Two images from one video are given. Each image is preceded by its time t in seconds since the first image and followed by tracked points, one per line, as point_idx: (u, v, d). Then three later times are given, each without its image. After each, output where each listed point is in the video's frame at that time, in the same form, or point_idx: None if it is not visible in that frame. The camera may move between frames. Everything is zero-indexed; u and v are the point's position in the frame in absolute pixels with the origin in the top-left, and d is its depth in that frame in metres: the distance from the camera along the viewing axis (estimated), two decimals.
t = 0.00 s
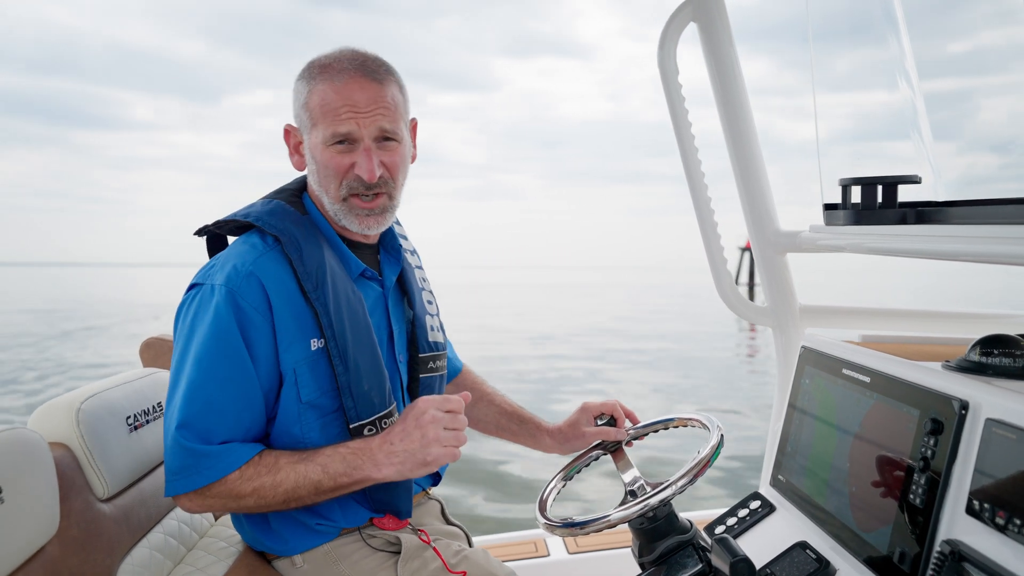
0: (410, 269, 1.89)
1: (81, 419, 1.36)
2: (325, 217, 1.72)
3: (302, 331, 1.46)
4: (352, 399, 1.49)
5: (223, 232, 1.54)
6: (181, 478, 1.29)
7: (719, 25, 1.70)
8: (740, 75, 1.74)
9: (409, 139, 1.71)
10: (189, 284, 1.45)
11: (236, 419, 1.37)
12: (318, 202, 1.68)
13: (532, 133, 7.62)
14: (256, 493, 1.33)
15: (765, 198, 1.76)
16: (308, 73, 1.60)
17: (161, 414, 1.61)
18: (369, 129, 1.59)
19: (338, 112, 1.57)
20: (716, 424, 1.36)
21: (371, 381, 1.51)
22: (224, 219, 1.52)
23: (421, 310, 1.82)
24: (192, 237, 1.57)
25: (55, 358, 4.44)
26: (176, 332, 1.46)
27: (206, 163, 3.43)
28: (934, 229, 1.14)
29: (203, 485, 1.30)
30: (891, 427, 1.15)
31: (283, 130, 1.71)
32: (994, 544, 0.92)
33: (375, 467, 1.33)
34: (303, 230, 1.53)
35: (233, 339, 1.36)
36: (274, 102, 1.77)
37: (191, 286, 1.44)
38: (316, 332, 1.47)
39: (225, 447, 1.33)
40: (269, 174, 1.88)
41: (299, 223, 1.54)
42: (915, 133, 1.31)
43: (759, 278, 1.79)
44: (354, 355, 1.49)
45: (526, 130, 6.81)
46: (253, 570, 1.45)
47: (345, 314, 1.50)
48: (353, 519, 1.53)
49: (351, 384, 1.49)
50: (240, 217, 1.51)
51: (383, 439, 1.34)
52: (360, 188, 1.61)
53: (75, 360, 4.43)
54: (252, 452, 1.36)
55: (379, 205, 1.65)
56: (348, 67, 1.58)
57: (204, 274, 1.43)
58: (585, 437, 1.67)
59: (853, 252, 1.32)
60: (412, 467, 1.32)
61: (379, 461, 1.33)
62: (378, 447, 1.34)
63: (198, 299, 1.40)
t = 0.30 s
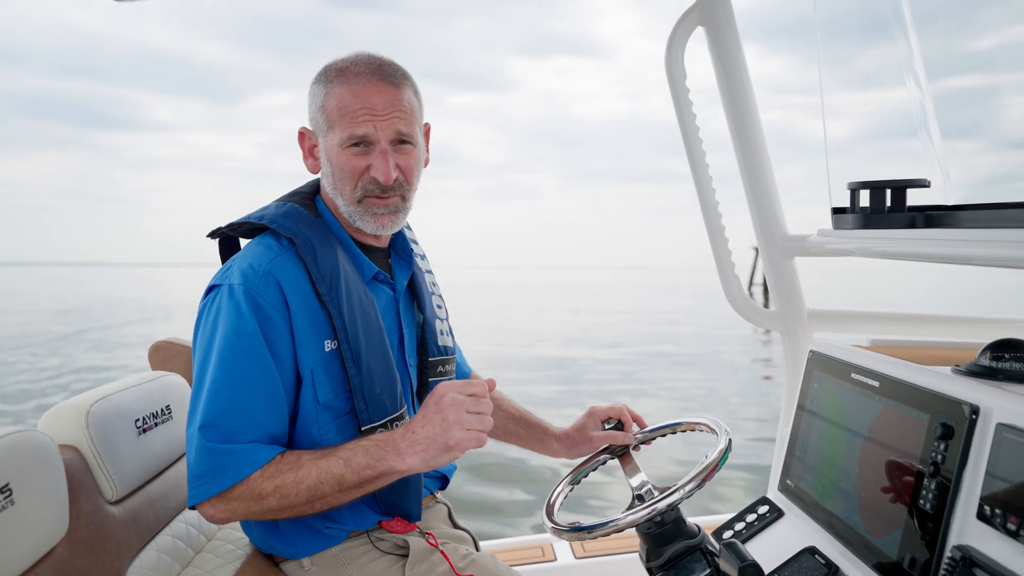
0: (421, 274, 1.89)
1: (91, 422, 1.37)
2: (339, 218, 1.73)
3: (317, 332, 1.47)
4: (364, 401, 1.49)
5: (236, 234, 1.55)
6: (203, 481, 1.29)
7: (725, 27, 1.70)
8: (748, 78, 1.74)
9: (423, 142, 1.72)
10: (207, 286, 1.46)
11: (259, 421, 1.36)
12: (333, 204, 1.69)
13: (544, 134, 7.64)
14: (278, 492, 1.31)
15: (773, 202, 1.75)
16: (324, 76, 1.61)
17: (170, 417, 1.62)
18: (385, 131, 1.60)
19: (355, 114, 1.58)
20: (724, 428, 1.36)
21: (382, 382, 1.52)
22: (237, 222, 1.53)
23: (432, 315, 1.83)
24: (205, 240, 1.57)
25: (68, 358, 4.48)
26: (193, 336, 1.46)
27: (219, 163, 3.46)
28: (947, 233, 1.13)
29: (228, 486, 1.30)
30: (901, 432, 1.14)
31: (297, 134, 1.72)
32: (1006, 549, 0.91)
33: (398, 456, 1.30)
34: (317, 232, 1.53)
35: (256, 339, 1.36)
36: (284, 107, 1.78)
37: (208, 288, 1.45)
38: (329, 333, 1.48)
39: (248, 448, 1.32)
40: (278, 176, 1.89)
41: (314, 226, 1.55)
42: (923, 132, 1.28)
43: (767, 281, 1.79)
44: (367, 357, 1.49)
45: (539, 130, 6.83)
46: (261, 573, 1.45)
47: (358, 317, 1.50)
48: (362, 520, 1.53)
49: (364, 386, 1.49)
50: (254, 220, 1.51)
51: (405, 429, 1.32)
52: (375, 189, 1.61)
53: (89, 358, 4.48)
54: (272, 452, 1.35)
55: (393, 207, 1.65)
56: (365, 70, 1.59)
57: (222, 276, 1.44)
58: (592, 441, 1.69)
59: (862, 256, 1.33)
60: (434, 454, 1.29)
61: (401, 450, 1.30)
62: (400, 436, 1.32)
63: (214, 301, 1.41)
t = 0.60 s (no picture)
0: (416, 268, 1.88)
1: (91, 423, 1.36)
2: (351, 215, 1.74)
3: (316, 326, 1.46)
4: (365, 394, 1.48)
5: (230, 236, 1.53)
6: (222, 479, 1.29)
7: (729, 25, 1.69)
8: (752, 76, 1.72)
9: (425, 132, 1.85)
10: (204, 286, 1.46)
11: (269, 414, 1.36)
12: (352, 199, 1.69)
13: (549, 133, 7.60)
14: (298, 482, 1.31)
15: (777, 200, 1.74)
16: (337, 70, 1.66)
17: (171, 418, 1.61)
18: (410, 116, 1.71)
19: (381, 101, 1.66)
20: (728, 429, 1.35)
21: (382, 375, 1.52)
22: (231, 223, 1.51)
23: (427, 310, 1.82)
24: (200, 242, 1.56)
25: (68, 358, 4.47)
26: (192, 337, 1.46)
27: (225, 162, 3.43)
28: (954, 231, 1.12)
29: (247, 481, 1.30)
30: (907, 432, 1.13)
31: (301, 136, 1.71)
32: (1015, 552, 0.90)
33: (414, 440, 1.28)
34: (311, 228, 1.53)
35: (260, 335, 1.36)
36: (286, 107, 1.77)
37: (206, 288, 1.44)
38: (328, 327, 1.47)
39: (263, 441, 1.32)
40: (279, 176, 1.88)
41: (308, 222, 1.54)
42: (931, 133, 1.30)
43: (771, 280, 1.78)
44: (366, 350, 1.49)
45: (553, 131, 6.83)
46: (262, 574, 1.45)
47: (356, 311, 1.50)
48: (363, 518, 1.53)
49: (365, 379, 1.49)
50: (248, 220, 1.51)
51: (421, 412, 1.29)
52: (405, 173, 1.70)
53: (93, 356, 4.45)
54: (287, 444, 1.35)
55: (418, 191, 1.74)
56: (380, 61, 1.69)
57: (219, 274, 1.44)
58: (596, 442, 1.67)
59: (865, 254, 1.32)
60: (452, 437, 1.25)
61: (417, 434, 1.28)
62: (416, 420, 1.29)
63: (213, 299, 1.41)
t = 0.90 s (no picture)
0: (397, 254, 1.88)
1: (87, 417, 1.35)
2: (331, 193, 1.71)
3: (300, 309, 1.47)
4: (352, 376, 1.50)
5: (208, 233, 1.52)
6: (242, 455, 1.30)
7: (730, 16, 1.67)
8: (753, 67, 1.71)
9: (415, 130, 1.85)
10: (187, 277, 1.46)
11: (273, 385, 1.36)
12: (335, 176, 1.68)
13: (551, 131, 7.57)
14: (313, 434, 1.30)
15: (778, 192, 1.73)
16: (339, 47, 1.67)
17: (169, 412, 1.60)
18: (405, 103, 1.71)
19: (380, 83, 1.67)
20: (730, 421, 1.34)
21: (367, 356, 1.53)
22: (209, 217, 1.51)
23: (412, 292, 1.85)
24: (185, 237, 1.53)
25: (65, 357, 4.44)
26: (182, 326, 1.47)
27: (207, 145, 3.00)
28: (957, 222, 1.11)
29: (265, 451, 1.30)
30: (910, 424, 1.12)
31: (293, 106, 1.70)
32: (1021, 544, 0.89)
33: (408, 352, 1.24)
34: (287, 216, 1.53)
35: (246, 317, 1.37)
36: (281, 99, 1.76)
37: (189, 278, 1.45)
38: (312, 310, 1.48)
39: (269, 408, 1.33)
40: (276, 169, 1.86)
41: (285, 212, 1.54)
42: (936, 134, 1.30)
43: (771, 271, 1.77)
44: (350, 334, 1.50)
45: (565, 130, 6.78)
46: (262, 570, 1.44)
47: (337, 295, 1.51)
48: (361, 507, 1.51)
49: (350, 361, 1.50)
50: (224, 214, 1.50)
51: (407, 325, 1.25)
52: (392, 156, 1.69)
53: (95, 353, 4.43)
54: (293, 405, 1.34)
55: (402, 177, 1.73)
56: (383, 49, 1.71)
57: (200, 262, 1.44)
58: (595, 435, 1.67)
59: (866, 245, 1.31)
60: (445, 335, 1.21)
61: (409, 345, 1.24)
62: (404, 335, 1.25)
63: (196, 287, 1.42)
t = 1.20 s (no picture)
0: (383, 247, 1.87)
1: (83, 412, 1.35)
2: (315, 186, 1.70)
3: (281, 300, 1.48)
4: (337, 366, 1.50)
5: (193, 227, 1.51)
6: (214, 443, 1.30)
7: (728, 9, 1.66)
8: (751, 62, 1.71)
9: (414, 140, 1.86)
10: (168, 269, 1.47)
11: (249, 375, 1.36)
12: (323, 168, 1.67)
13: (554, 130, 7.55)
14: (284, 430, 1.30)
15: (777, 185, 1.73)
16: (358, 50, 1.69)
17: (165, 407, 1.60)
18: (408, 114, 1.72)
19: (389, 90, 1.68)
20: (727, 415, 1.34)
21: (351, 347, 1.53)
22: (195, 211, 1.51)
23: (400, 286, 1.85)
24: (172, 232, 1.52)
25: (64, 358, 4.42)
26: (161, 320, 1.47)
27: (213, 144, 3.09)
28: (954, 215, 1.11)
29: (236, 442, 1.30)
30: (906, 418, 1.12)
31: (301, 92, 1.70)
32: (1017, 536, 0.89)
33: (386, 352, 1.24)
34: (271, 209, 1.54)
35: (223, 307, 1.37)
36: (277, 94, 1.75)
37: (170, 270, 1.46)
38: (294, 301, 1.49)
39: (242, 398, 1.32)
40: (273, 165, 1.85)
41: (269, 205, 1.55)
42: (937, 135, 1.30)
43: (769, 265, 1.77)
44: (334, 326, 1.50)
45: (574, 129, 6.77)
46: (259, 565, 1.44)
47: (320, 286, 1.51)
48: (357, 501, 1.52)
49: (334, 352, 1.50)
50: (210, 207, 1.51)
51: (386, 326, 1.25)
52: (383, 161, 1.69)
53: (99, 350, 4.44)
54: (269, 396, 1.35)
55: (387, 184, 1.72)
56: (399, 61, 1.73)
57: (181, 254, 1.45)
58: (593, 428, 1.67)
59: (864, 239, 1.29)
60: (423, 340, 1.21)
61: (387, 346, 1.24)
62: (383, 335, 1.25)
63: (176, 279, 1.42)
